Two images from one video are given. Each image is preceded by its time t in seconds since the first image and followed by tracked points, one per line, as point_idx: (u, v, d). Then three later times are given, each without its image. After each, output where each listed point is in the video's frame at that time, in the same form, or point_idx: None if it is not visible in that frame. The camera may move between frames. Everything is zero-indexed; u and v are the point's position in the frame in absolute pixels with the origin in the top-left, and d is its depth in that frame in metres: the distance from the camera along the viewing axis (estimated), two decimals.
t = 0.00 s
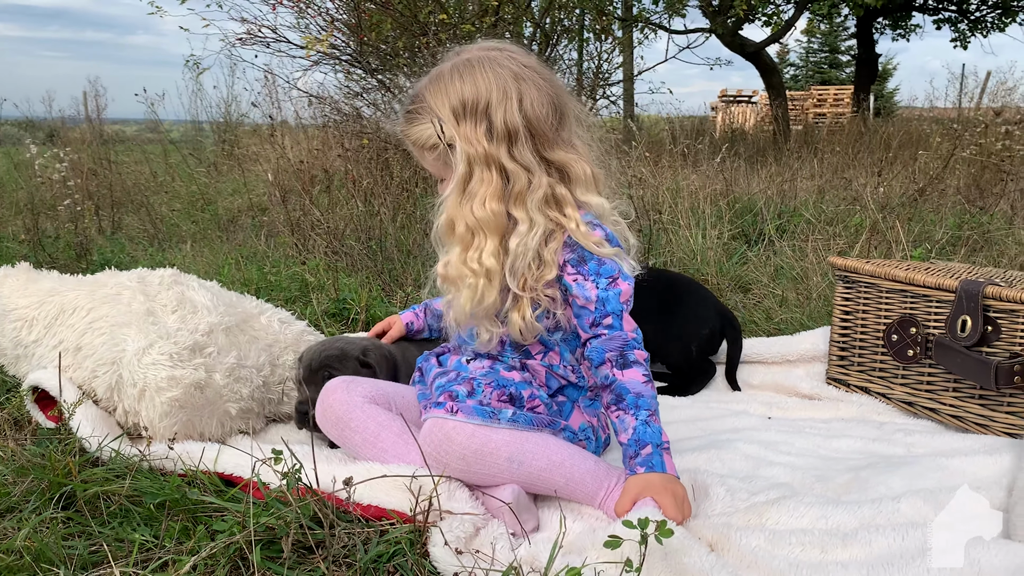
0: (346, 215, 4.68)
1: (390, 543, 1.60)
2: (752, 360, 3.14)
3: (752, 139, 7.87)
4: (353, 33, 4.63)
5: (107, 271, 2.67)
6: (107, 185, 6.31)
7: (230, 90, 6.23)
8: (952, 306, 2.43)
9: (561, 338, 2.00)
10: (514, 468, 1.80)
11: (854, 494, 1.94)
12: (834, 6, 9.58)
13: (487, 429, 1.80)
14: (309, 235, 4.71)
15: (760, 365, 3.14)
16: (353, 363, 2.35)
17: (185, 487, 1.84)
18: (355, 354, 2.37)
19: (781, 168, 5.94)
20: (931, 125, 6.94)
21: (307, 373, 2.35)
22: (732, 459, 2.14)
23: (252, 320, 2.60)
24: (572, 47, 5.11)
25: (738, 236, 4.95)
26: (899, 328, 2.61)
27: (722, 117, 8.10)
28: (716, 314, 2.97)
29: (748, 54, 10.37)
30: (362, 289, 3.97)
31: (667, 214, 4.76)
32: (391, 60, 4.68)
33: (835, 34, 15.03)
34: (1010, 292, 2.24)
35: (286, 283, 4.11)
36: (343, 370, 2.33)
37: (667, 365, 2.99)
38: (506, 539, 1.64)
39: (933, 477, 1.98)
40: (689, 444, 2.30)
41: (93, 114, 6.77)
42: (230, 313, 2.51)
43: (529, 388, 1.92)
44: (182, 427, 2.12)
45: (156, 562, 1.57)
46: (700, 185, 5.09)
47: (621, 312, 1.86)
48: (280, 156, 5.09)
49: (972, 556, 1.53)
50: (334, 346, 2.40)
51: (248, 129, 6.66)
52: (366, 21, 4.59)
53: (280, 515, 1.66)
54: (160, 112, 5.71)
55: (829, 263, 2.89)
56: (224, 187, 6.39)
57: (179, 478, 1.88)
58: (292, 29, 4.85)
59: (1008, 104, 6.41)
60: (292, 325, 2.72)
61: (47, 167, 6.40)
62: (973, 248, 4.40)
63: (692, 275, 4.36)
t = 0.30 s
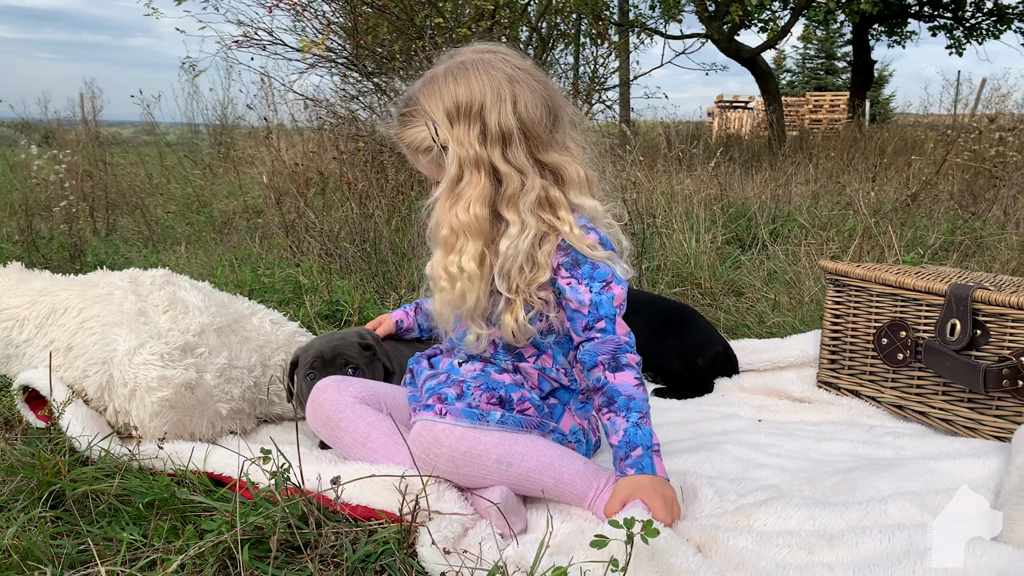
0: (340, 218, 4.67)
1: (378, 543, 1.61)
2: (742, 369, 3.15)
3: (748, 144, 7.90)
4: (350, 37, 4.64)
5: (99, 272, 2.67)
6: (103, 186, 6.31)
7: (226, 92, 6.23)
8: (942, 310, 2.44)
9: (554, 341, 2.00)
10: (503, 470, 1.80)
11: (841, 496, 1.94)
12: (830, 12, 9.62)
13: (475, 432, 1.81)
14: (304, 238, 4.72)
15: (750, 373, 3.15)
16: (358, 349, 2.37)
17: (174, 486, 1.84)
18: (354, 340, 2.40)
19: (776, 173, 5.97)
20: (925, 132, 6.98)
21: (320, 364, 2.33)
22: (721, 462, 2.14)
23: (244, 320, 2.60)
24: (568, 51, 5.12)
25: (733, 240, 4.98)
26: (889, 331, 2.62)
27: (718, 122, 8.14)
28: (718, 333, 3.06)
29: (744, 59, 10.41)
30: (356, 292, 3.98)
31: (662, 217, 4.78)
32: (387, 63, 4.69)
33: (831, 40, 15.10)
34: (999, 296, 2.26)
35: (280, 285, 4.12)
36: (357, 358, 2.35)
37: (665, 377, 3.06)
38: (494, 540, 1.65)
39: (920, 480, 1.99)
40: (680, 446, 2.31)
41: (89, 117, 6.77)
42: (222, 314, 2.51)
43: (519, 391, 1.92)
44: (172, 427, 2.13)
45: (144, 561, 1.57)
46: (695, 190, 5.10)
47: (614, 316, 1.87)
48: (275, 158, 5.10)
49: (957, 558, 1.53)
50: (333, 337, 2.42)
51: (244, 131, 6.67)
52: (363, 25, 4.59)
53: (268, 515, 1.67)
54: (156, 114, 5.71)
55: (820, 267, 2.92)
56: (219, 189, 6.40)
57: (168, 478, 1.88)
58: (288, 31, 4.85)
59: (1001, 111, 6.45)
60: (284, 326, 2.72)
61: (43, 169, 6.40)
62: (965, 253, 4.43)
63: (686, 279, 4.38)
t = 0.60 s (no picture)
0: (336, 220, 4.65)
1: (373, 545, 1.60)
2: (739, 372, 3.16)
3: (745, 148, 7.91)
4: (347, 40, 4.64)
5: (94, 273, 2.67)
6: (99, 189, 6.31)
7: (224, 95, 6.23)
8: (938, 312, 2.45)
9: (552, 344, 1.99)
10: (497, 471, 1.80)
11: (837, 498, 1.94)
12: (827, 16, 9.63)
13: (470, 433, 1.80)
14: (300, 241, 4.72)
15: (746, 376, 3.15)
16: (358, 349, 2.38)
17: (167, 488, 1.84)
18: (354, 340, 2.41)
19: (773, 176, 5.98)
20: (922, 135, 7.00)
21: (321, 364, 2.33)
22: (717, 464, 2.14)
23: (239, 322, 2.60)
24: (565, 55, 5.13)
25: (730, 243, 5.00)
26: (886, 333, 2.63)
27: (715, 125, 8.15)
28: (715, 337, 3.08)
29: (741, 63, 10.43)
30: (353, 295, 3.98)
31: (659, 220, 4.79)
32: (385, 66, 4.69)
33: (829, 45, 15.15)
34: (995, 297, 2.26)
35: (277, 288, 4.12)
36: (358, 358, 2.35)
37: (662, 380, 3.06)
38: (487, 541, 1.64)
39: (916, 482, 1.98)
40: (676, 449, 2.31)
41: (87, 120, 6.77)
42: (217, 316, 2.51)
43: (515, 393, 1.91)
44: (167, 429, 2.12)
45: (136, 563, 1.56)
46: (692, 193, 5.11)
47: (612, 320, 1.87)
48: (272, 161, 5.09)
49: (954, 559, 1.52)
50: (332, 337, 2.42)
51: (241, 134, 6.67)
52: (361, 27, 4.59)
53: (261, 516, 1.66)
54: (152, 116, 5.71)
55: (816, 269, 2.93)
56: (216, 191, 6.40)
57: (162, 479, 1.87)
58: (285, 34, 4.85)
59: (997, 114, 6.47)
60: (279, 328, 2.72)
61: (40, 171, 6.40)
62: (962, 256, 4.44)
63: (683, 281, 4.38)
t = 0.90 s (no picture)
0: (337, 221, 4.66)
1: (372, 542, 1.61)
2: (739, 372, 3.16)
3: (745, 150, 7.92)
4: (347, 41, 4.64)
5: (94, 273, 2.67)
6: (100, 190, 6.32)
7: (224, 96, 6.24)
8: (935, 312, 2.45)
9: (554, 343, 2.00)
10: (497, 465, 1.81)
11: (835, 497, 1.95)
12: (827, 19, 9.65)
13: (472, 427, 1.81)
14: (300, 242, 4.73)
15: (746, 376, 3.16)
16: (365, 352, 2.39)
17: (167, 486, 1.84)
18: (356, 340, 2.42)
19: (772, 178, 6.00)
20: (922, 137, 7.01)
21: (327, 363, 2.32)
22: (716, 463, 2.15)
23: (240, 322, 2.61)
24: (565, 56, 5.14)
25: (729, 244, 5.01)
26: (884, 333, 2.64)
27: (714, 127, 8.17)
28: (714, 337, 3.09)
29: (741, 65, 10.45)
30: (353, 296, 3.99)
31: (658, 221, 4.80)
32: (384, 68, 4.69)
33: (829, 47, 15.18)
34: (992, 297, 2.27)
35: (277, 289, 4.13)
36: (363, 357, 2.36)
37: (661, 380, 3.07)
38: (485, 538, 1.65)
39: (914, 481, 1.99)
40: (675, 448, 2.32)
41: (88, 121, 6.78)
42: (217, 315, 2.52)
43: (516, 390, 1.92)
44: (167, 427, 2.13)
45: (136, 560, 1.57)
46: (691, 194, 5.12)
47: (613, 321, 1.87)
48: (272, 162, 5.11)
49: (951, 557, 1.53)
50: (332, 337, 2.42)
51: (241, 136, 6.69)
52: (361, 29, 4.60)
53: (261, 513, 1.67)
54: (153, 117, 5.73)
55: (814, 270, 2.94)
56: (217, 193, 6.41)
57: (163, 477, 1.88)
58: (285, 35, 4.86)
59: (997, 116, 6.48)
60: (279, 328, 2.72)
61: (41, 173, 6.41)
62: (960, 257, 4.46)
63: (683, 282, 4.39)
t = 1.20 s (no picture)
0: (338, 223, 4.67)
1: (370, 543, 1.61)
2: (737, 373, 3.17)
3: (747, 152, 7.92)
4: (349, 43, 4.64)
5: (95, 274, 2.68)
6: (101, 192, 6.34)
7: (226, 98, 6.25)
8: (935, 313, 2.45)
9: (563, 343, 2.00)
10: (507, 443, 1.80)
11: (833, 498, 1.94)
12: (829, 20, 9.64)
13: (487, 403, 1.81)
14: (301, 243, 4.74)
15: (745, 377, 3.16)
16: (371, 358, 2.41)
17: (165, 487, 1.84)
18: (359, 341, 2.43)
19: (773, 179, 6.00)
20: (924, 138, 7.00)
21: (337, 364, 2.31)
22: (714, 463, 2.15)
23: (239, 322, 2.61)
24: (567, 58, 5.15)
25: (730, 245, 5.01)
26: (884, 334, 2.63)
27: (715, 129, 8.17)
28: (712, 338, 3.09)
29: (743, 66, 10.45)
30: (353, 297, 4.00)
31: (659, 223, 4.81)
32: (386, 69, 4.69)
33: (831, 49, 15.16)
34: (992, 298, 2.27)
35: (277, 291, 4.15)
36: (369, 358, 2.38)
37: (659, 380, 3.07)
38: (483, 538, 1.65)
39: (913, 482, 1.98)
40: (675, 448, 2.32)
41: (90, 123, 6.79)
42: (216, 316, 2.52)
43: (529, 377, 1.93)
44: (166, 428, 2.13)
45: (134, 560, 1.58)
46: (692, 195, 5.12)
47: (621, 323, 1.88)
48: (273, 164, 5.12)
49: (948, 558, 1.53)
50: (332, 339, 2.40)
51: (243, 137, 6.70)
52: (362, 30, 4.61)
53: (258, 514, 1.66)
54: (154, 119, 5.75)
55: (814, 271, 2.94)
56: (218, 194, 6.43)
57: (162, 478, 1.89)
58: (286, 37, 4.87)
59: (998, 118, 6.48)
60: (279, 328, 2.73)
61: (42, 174, 6.42)
62: (961, 258, 4.46)
63: (683, 283, 4.39)
